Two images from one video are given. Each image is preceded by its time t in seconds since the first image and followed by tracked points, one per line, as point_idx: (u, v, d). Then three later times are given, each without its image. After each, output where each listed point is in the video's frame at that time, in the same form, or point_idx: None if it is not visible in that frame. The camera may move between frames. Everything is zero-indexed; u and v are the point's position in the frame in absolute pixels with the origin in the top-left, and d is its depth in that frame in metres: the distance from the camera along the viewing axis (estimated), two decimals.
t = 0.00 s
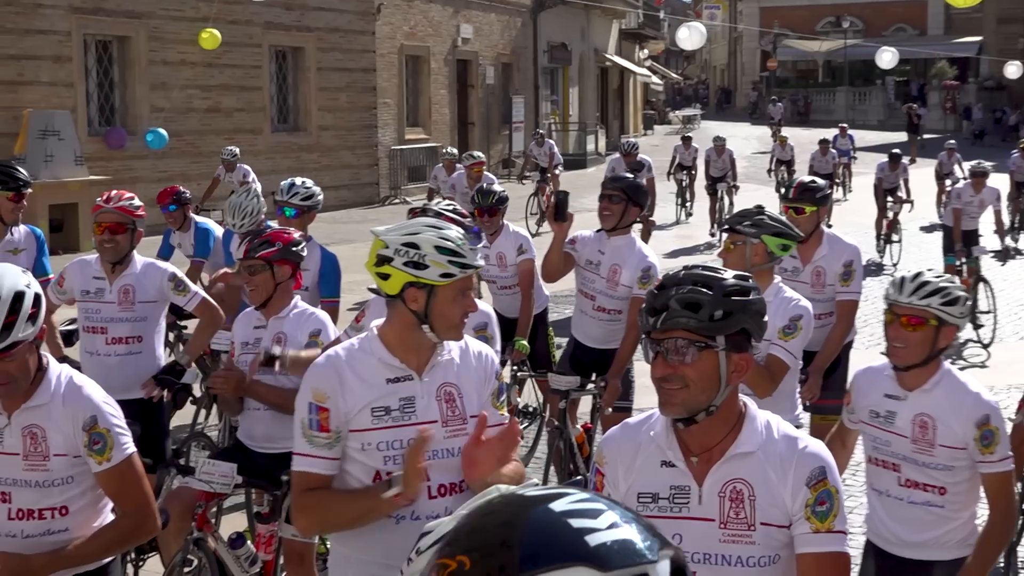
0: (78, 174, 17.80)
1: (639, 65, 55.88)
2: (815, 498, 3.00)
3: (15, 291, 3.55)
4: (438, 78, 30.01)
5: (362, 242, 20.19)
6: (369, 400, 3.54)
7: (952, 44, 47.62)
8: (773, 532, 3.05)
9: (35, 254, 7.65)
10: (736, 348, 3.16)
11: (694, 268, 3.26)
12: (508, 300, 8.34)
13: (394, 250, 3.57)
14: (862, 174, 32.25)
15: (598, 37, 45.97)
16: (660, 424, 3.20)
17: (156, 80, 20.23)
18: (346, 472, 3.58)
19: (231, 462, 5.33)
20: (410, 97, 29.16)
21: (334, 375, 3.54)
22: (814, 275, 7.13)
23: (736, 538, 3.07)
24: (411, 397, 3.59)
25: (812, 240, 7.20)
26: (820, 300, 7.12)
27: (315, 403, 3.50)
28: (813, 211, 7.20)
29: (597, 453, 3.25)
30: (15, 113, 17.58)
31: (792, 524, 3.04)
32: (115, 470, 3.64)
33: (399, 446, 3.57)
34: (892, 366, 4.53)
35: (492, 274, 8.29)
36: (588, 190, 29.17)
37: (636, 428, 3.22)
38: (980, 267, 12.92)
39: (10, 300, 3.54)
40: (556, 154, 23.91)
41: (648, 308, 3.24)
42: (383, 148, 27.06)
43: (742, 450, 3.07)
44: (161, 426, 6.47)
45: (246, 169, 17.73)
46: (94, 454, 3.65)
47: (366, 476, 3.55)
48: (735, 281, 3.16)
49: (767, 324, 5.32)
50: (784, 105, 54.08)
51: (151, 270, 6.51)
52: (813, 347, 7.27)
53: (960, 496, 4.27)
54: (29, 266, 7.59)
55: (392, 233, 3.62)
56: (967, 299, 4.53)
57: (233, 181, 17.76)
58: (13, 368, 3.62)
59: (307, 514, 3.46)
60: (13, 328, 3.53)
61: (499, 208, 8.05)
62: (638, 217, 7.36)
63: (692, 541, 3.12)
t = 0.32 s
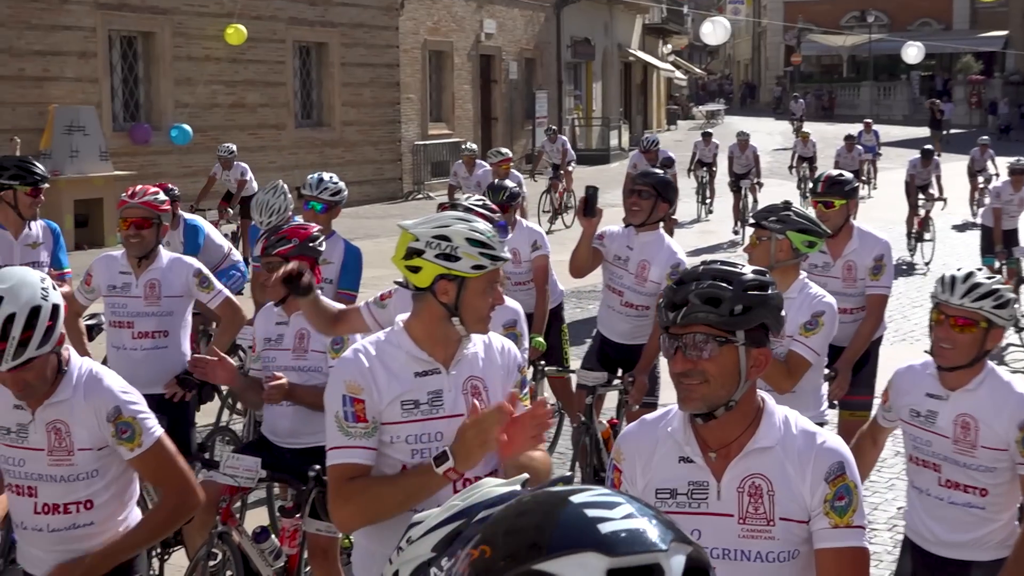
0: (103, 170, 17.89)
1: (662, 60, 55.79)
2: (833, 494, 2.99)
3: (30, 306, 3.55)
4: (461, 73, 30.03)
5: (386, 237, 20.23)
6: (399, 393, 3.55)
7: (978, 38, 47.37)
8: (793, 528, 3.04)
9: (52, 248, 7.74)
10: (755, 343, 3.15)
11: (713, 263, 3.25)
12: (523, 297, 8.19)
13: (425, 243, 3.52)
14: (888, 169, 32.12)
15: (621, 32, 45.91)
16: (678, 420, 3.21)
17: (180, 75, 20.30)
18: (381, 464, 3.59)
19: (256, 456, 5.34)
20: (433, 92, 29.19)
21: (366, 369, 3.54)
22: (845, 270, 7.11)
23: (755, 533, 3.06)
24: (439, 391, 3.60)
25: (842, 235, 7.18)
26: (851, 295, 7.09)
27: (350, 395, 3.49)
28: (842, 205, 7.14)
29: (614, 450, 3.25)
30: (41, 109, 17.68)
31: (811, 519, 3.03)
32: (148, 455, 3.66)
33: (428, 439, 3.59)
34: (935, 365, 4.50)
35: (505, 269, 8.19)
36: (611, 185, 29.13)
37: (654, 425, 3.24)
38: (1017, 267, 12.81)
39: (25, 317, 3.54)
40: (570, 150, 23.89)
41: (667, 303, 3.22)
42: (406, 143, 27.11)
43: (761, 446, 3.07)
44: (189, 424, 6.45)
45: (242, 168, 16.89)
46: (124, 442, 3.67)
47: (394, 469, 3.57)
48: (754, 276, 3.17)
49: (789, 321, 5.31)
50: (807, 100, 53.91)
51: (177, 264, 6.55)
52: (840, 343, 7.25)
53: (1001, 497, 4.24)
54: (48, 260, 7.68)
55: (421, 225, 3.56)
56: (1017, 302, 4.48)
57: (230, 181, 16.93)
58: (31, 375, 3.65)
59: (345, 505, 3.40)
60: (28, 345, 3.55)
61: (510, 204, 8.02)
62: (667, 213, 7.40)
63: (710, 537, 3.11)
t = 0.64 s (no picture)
0: (126, 164, 17.95)
1: (685, 56, 55.66)
2: (851, 489, 3.00)
3: (53, 314, 3.59)
4: (484, 69, 30.04)
5: (408, 232, 20.27)
6: (428, 388, 3.57)
7: (1005, 35, 47.10)
8: (810, 523, 3.05)
9: (72, 242, 7.79)
10: (773, 339, 3.17)
11: (731, 259, 3.27)
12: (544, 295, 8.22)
13: (456, 240, 3.51)
14: (913, 167, 31.96)
15: (644, 28, 45.83)
16: (695, 415, 3.19)
17: (204, 70, 20.36)
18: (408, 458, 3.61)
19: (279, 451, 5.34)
20: (456, 87, 29.22)
21: (394, 364, 3.56)
22: (873, 266, 7.11)
23: (773, 529, 3.06)
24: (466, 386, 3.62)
25: (869, 231, 7.17)
26: (879, 291, 7.10)
27: (381, 390, 3.52)
28: (868, 201, 7.11)
29: (632, 446, 3.24)
30: (66, 103, 17.75)
31: (829, 516, 3.04)
32: (183, 432, 3.69)
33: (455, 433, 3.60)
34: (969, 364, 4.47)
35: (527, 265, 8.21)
36: (633, 181, 29.10)
37: (671, 421, 3.22)
38: None
39: (50, 322, 3.58)
40: (582, 147, 23.84)
41: (685, 300, 3.24)
42: (428, 139, 27.16)
43: (778, 441, 3.07)
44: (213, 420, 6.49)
45: (237, 167, 16.48)
46: (155, 427, 3.71)
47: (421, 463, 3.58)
48: (772, 272, 3.18)
49: (813, 321, 5.33)
50: (830, 97, 53.77)
51: (202, 259, 6.58)
52: (866, 340, 7.25)
53: None
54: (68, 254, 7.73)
55: (451, 222, 3.55)
56: None
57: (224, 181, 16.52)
58: (57, 377, 3.69)
59: (378, 499, 3.41)
60: (55, 354, 3.59)
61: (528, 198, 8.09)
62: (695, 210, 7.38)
63: (728, 531, 3.11)
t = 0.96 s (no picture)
0: (150, 160, 18.03)
1: (708, 51, 55.56)
2: (873, 484, 3.00)
3: (79, 320, 3.60)
4: (507, 65, 30.07)
5: (431, 228, 20.30)
6: (456, 384, 3.58)
7: None
8: (833, 518, 3.06)
9: (92, 236, 7.87)
10: (794, 334, 3.17)
11: (751, 254, 3.27)
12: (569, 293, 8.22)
13: (484, 235, 3.52)
14: (938, 162, 31.80)
15: (667, 23, 45.79)
16: (716, 411, 3.20)
17: (228, 66, 20.42)
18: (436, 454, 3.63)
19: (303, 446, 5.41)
20: (479, 83, 29.25)
21: (426, 359, 3.57)
22: (900, 262, 7.08)
23: (796, 524, 3.07)
24: (494, 381, 3.63)
25: (894, 227, 7.16)
26: (906, 287, 7.07)
27: (416, 385, 3.53)
28: (891, 197, 7.12)
29: (653, 442, 3.24)
30: (88, 100, 17.88)
31: (851, 510, 3.04)
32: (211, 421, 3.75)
33: (482, 429, 3.62)
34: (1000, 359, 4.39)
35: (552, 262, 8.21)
36: (656, 176, 29.07)
37: (692, 416, 3.22)
38: None
39: (74, 329, 3.59)
40: (593, 143, 23.79)
41: (707, 295, 3.24)
42: (451, 134, 27.21)
43: (800, 435, 3.07)
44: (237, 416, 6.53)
45: (234, 168, 16.45)
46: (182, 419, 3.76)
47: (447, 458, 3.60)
48: (792, 267, 3.18)
49: (840, 315, 5.33)
50: (854, 93, 53.57)
51: (226, 256, 6.62)
52: (892, 336, 7.23)
53: None
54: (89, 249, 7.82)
55: (479, 218, 3.57)
56: None
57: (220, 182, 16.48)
58: (83, 381, 3.71)
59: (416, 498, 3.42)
60: (84, 359, 3.62)
61: (556, 195, 8.06)
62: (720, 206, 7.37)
63: (750, 527, 3.11)
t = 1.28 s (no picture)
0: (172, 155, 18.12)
1: (730, 46, 55.46)
2: (895, 481, 2.99)
3: (104, 325, 3.63)
4: (528, 60, 30.04)
5: (452, 224, 20.31)
6: (479, 380, 3.58)
7: None
8: (855, 514, 3.05)
9: (113, 232, 7.89)
10: (816, 330, 3.17)
11: (774, 250, 3.27)
12: (596, 291, 8.19)
13: (509, 231, 3.54)
14: (961, 158, 31.64)
15: (688, 19, 45.73)
16: (738, 407, 3.20)
17: (249, 62, 20.48)
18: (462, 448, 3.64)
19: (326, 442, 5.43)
20: (500, 79, 29.26)
21: (449, 355, 3.57)
22: (925, 256, 7.07)
23: (818, 519, 3.06)
24: (518, 377, 3.63)
25: (917, 221, 7.13)
26: (930, 282, 7.06)
27: (437, 380, 3.54)
28: (913, 191, 7.06)
29: (675, 437, 3.24)
30: (111, 96, 17.99)
31: (873, 506, 3.03)
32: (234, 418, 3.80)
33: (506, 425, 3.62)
34: None
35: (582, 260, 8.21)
36: (677, 172, 29.02)
37: (714, 412, 3.22)
38: None
39: (100, 333, 3.61)
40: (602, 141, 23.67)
41: (728, 290, 3.24)
42: (472, 130, 27.23)
43: (822, 431, 3.07)
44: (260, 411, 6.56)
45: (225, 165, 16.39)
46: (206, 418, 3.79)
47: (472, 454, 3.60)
48: (813, 264, 3.18)
49: (865, 309, 5.31)
50: (876, 88, 53.33)
51: (249, 252, 6.66)
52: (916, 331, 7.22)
53: None
54: (110, 244, 7.84)
55: (504, 213, 3.58)
56: None
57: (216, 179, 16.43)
58: (110, 384, 3.74)
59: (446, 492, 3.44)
60: (112, 363, 3.65)
61: (591, 191, 8.09)
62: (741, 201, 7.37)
63: (772, 522, 3.11)
